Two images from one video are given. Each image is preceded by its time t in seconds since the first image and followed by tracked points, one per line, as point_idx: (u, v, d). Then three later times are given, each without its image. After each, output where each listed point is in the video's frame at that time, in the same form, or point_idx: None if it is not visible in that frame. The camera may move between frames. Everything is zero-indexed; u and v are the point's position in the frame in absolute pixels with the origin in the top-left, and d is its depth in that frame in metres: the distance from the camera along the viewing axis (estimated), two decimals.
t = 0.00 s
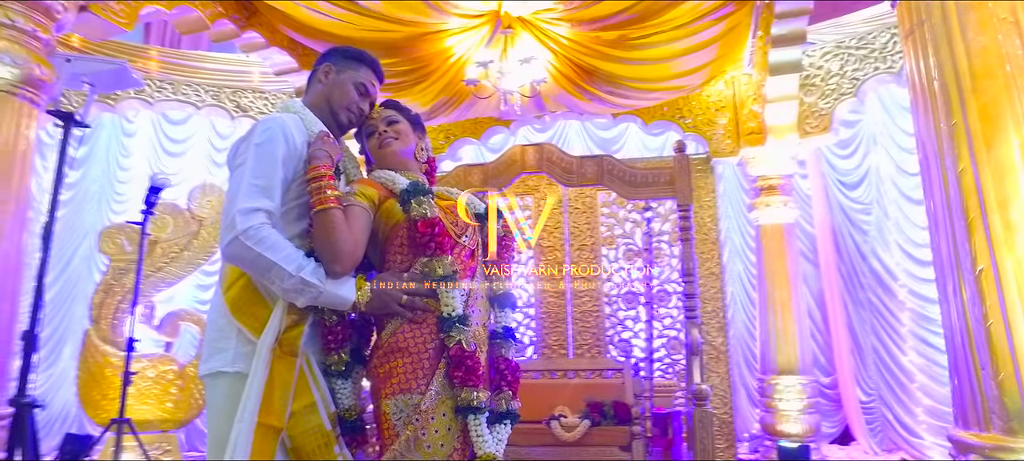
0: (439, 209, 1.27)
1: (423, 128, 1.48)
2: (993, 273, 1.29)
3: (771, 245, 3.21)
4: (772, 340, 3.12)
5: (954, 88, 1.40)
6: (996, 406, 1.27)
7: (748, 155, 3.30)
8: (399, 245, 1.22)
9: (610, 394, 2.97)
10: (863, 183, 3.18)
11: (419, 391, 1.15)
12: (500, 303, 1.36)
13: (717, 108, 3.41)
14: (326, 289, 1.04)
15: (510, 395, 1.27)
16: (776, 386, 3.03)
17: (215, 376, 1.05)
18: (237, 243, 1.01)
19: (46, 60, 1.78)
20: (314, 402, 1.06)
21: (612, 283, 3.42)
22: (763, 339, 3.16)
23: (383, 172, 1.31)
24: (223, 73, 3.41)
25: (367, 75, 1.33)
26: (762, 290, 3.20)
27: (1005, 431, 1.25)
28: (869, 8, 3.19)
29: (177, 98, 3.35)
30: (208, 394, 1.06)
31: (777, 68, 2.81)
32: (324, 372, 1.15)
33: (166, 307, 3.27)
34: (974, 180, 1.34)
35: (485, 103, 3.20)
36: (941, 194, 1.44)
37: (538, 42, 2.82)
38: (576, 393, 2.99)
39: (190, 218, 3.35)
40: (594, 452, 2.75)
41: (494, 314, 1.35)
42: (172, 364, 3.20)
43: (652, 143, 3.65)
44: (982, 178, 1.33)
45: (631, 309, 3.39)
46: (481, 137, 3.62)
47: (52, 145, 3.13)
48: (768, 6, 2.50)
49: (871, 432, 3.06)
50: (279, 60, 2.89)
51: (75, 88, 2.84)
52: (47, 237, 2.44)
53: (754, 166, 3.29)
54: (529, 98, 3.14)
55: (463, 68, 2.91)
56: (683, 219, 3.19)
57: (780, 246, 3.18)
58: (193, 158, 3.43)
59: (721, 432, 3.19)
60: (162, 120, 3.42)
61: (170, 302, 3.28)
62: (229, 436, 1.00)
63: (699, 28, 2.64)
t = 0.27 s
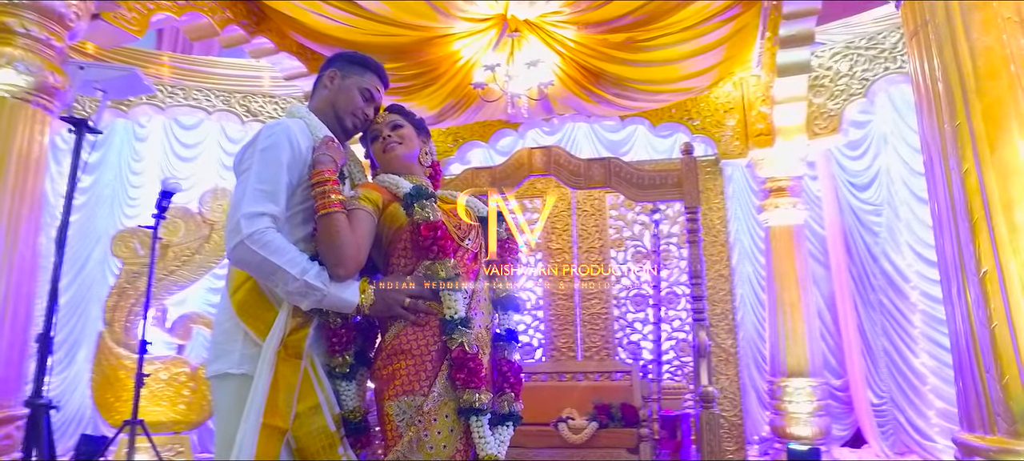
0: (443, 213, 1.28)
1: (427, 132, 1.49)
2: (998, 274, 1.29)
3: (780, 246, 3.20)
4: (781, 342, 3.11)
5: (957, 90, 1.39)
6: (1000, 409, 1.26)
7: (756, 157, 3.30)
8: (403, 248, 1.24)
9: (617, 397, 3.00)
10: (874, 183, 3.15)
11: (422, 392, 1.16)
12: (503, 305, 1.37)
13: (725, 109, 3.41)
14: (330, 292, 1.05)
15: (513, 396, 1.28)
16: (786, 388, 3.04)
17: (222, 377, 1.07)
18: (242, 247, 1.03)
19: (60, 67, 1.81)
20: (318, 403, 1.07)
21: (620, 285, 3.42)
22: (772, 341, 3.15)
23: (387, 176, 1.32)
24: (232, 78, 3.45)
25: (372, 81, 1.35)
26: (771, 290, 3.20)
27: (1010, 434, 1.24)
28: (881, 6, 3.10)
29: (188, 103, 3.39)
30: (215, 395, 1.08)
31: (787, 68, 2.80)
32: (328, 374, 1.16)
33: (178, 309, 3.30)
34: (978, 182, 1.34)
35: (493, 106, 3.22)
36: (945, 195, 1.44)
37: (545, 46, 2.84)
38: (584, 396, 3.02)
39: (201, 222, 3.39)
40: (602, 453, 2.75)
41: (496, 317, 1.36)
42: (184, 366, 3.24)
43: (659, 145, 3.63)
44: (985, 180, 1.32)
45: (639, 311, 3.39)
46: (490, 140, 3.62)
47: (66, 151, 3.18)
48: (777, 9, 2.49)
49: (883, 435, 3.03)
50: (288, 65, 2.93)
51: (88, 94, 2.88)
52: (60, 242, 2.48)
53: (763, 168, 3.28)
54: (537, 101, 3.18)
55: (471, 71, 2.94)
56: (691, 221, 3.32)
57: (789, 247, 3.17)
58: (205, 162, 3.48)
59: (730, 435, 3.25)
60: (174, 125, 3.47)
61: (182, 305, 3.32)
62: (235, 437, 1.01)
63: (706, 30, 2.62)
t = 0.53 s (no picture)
0: (447, 217, 1.29)
1: (432, 136, 1.51)
2: (1002, 277, 1.28)
3: (791, 248, 3.19)
4: (792, 343, 3.11)
5: (961, 91, 1.39)
6: (1007, 412, 1.25)
7: (766, 159, 3.31)
8: (407, 252, 1.24)
9: (626, 399, 3.04)
10: (886, 184, 3.06)
11: (426, 394, 1.18)
12: (507, 308, 1.38)
13: (736, 110, 3.43)
14: (336, 296, 1.07)
15: (517, 399, 1.29)
16: (797, 391, 3.05)
17: (231, 379, 1.09)
18: (249, 252, 1.05)
19: (74, 75, 1.85)
20: (325, 405, 1.09)
21: (630, 287, 3.43)
22: (783, 343, 3.15)
23: (393, 181, 1.34)
24: (244, 84, 3.52)
25: (378, 86, 1.37)
26: (782, 293, 3.20)
27: (1016, 437, 1.23)
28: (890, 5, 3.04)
29: (201, 109, 3.48)
30: (224, 397, 1.10)
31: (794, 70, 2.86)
32: (334, 376, 1.16)
33: (192, 313, 3.35)
34: (983, 183, 1.33)
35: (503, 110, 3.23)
36: (950, 196, 1.43)
37: (553, 48, 2.84)
38: (593, 398, 3.04)
39: (214, 226, 3.43)
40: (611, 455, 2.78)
41: (501, 319, 1.37)
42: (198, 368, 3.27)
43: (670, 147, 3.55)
44: (990, 181, 1.32)
45: (650, 313, 3.38)
46: (499, 143, 3.64)
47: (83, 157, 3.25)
48: (785, 10, 2.52)
49: (897, 438, 2.96)
50: (298, 70, 2.99)
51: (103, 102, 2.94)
52: (77, 246, 2.53)
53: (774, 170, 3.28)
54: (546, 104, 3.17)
55: (479, 75, 2.93)
56: (699, 223, 3.39)
57: (800, 248, 3.16)
58: (217, 167, 3.51)
59: (740, 438, 3.20)
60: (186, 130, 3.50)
61: (196, 308, 3.36)
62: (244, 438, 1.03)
63: (714, 32, 2.62)
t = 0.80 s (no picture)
0: (451, 220, 1.30)
1: (437, 141, 1.52)
2: (1007, 279, 1.27)
3: (801, 250, 3.17)
4: (802, 346, 3.09)
5: (966, 92, 1.38)
6: (1012, 415, 1.25)
7: (777, 161, 3.30)
8: (412, 255, 1.26)
9: (635, 400, 3.00)
10: (899, 185, 3.03)
11: (430, 396, 1.20)
12: (511, 311, 1.38)
13: (745, 112, 3.43)
14: (340, 299, 1.09)
15: (520, 400, 1.30)
16: (808, 393, 3.03)
17: (237, 381, 1.11)
18: (255, 256, 1.07)
19: (89, 83, 1.88)
20: (329, 406, 1.10)
21: (640, 289, 3.43)
22: (793, 345, 3.13)
23: (398, 185, 1.35)
24: (257, 89, 3.54)
25: (383, 92, 1.39)
26: (793, 295, 3.17)
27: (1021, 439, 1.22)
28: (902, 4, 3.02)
29: (213, 114, 3.49)
30: (231, 398, 1.12)
31: (805, 70, 2.82)
32: (340, 378, 1.17)
33: (205, 316, 3.38)
34: (987, 184, 1.33)
35: (511, 113, 3.21)
36: (954, 197, 1.43)
37: (561, 51, 2.84)
38: (601, 400, 3.03)
39: (227, 230, 3.48)
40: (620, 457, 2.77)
41: (504, 322, 1.38)
42: (212, 371, 3.32)
43: (680, 148, 3.56)
44: (995, 182, 1.31)
45: (660, 316, 3.38)
46: (509, 146, 3.66)
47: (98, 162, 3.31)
48: (794, 10, 2.53)
49: (911, 442, 2.92)
50: (309, 75, 3.03)
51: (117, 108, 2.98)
52: (91, 251, 2.57)
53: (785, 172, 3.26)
54: (555, 106, 3.17)
55: (488, 78, 2.95)
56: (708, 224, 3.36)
57: (811, 250, 3.14)
58: (230, 172, 3.56)
59: (751, 440, 3.18)
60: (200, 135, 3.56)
61: (209, 311, 3.40)
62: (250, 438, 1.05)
63: (721, 34, 2.62)
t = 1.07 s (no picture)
0: (453, 224, 1.31)
1: (440, 144, 1.52)
2: (1010, 280, 1.27)
3: (810, 251, 3.15)
4: (812, 348, 3.07)
5: (969, 94, 1.38)
6: (1016, 418, 1.24)
7: (786, 163, 3.26)
8: (414, 259, 1.27)
9: (642, 403, 3.09)
10: (910, 186, 2.99)
11: (432, 398, 1.21)
12: (513, 314, 1.40)
13: (753, 113, 3.38)
14: (344, 302, 1.10)
15: (522, 403, 1.32)
16: (817, 396, 3.00)
17: (243, 382, 1.13)
18: (260, 260, 1.09)
19: (100, 90, 1.91)
20: (333, 408, 1.12)
21: (648, 291, 3.41)
22: (802, 348, 3.12)
23: (402, 189, 1.36)
24: (267, 93, 3.56)
25: (387, 96, 1.40)
26: (802, 298, 3.15)
27: None
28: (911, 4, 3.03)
29: (223, 119, 3.53)
30: (237, 399, 1.14)
31: (813, 71, 2.89)
32: (344, 381, 1.19)
33: (216, 319, 3.42)
34: (990, 186, 1.32)
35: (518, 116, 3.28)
36: (957, 198, 1.42)
37: (567, 54, 2.84)
38: (609, 403, 3.11)
39: (237, 233, 3.51)
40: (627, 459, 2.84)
41: (507, 325, 1.40)
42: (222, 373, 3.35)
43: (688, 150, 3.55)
44: (998, 184, 1.31)
45: (668, 318, 3.36)
46: (517, 149, 3.64)
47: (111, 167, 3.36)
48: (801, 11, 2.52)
49: (922, 445, 2.90)
50: (317, 79, 3.09)
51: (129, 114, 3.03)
52: (102, 255, 2.60)
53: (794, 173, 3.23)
54: (562, 109, 3.19)
55: (494, 81, 2.95)
56: (715, 227, 3.37)
57: (820, 251, 3.12)
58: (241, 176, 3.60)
59: (760, 444, 3.18)
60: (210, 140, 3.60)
61: (220, 315, 3.43)
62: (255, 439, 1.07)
63: (729, 35, 2.59)
